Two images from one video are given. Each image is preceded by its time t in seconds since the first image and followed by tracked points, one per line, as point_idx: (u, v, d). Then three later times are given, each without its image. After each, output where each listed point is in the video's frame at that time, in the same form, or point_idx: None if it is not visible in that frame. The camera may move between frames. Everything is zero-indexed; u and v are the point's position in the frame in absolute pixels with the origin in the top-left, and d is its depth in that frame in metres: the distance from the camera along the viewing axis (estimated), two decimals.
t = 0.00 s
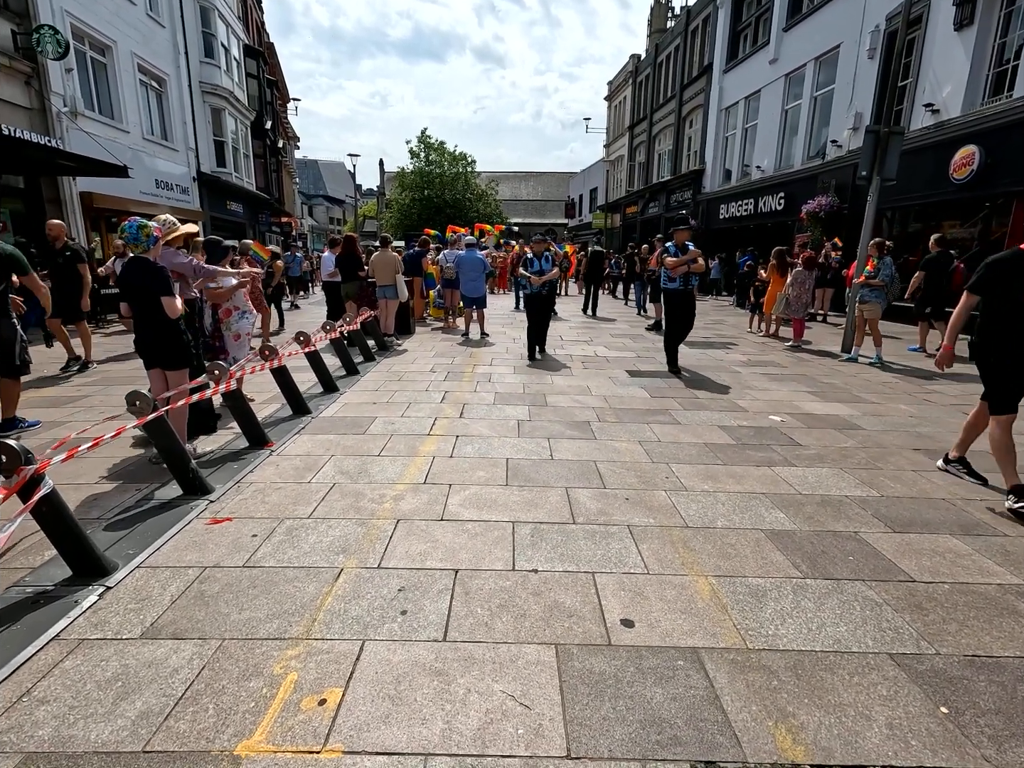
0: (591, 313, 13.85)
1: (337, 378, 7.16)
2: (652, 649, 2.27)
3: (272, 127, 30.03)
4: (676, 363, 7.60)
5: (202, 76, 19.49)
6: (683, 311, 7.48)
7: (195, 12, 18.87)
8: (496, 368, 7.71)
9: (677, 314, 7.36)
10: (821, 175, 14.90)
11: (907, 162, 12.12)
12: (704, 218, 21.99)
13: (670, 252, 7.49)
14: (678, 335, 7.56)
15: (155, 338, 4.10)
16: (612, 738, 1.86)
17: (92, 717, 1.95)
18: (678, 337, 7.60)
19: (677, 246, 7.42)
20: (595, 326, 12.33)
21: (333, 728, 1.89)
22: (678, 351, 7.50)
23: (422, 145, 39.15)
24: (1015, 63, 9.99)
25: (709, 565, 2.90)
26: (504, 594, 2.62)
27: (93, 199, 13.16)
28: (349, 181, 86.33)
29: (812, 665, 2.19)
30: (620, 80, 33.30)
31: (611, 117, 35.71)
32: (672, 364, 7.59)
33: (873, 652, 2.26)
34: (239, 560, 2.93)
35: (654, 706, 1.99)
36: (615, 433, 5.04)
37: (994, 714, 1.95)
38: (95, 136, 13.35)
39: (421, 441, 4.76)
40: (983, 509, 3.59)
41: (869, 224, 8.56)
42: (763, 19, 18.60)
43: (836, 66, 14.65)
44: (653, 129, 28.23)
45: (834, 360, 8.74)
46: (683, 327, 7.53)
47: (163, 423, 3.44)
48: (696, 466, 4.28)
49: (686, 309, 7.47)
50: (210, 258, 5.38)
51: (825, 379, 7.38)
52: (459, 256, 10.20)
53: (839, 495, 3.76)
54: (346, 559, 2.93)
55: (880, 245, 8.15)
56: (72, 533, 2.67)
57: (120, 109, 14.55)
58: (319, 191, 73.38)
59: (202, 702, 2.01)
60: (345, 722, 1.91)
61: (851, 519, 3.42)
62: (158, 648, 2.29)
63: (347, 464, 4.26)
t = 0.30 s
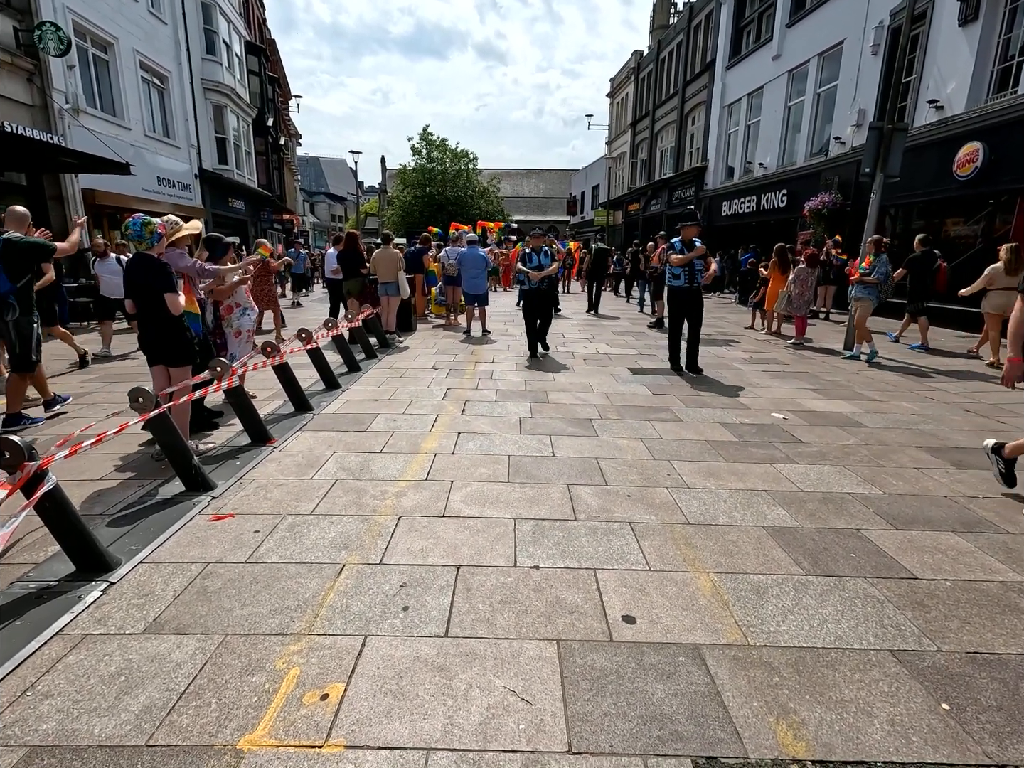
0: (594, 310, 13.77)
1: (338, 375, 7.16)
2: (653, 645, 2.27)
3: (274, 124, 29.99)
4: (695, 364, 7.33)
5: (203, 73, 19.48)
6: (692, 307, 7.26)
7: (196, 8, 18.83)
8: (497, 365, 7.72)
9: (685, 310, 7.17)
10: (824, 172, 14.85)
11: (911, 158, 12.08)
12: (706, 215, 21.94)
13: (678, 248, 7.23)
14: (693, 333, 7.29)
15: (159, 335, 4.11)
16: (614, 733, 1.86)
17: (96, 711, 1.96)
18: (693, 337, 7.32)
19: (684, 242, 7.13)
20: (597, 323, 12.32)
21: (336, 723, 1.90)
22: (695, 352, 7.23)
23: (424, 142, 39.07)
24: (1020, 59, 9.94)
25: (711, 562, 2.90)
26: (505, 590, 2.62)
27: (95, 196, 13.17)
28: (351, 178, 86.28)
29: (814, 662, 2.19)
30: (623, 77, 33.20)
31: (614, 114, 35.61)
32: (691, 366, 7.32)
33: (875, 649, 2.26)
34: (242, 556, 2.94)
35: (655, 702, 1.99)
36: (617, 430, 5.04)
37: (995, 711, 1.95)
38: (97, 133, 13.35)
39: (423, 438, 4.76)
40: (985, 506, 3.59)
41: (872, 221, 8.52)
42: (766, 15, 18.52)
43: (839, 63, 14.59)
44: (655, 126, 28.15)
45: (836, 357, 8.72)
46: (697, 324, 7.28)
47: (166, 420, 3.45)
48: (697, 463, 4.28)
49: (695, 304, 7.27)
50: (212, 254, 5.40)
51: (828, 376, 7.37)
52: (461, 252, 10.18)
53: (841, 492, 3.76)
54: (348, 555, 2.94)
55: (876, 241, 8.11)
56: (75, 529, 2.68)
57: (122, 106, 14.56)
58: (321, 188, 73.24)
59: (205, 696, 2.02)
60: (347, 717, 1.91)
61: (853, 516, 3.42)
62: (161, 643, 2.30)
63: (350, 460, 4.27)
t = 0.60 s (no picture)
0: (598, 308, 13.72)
1: (341, 371, 7.17)
2: (657, 642, 2.27)
3: (276, 121, 29.96)
4: (703, 370, 6.94)
5: (205, 70, 19.46)
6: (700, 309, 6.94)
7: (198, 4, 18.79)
8: (500, 362, 7.72)
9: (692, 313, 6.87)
10: (827, 169, 14.79)
11: (914, 155, 12.04)
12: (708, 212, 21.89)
13: (688, 246, 6.87)
14: (700, 338, 6.96)
15: (162, 331, 4.11)
16: (617, 729, 1.86)
17: (101, 706, 1.96)
18: (700, 341, 6.99)
19: (695, 241, 6.77)
20: (600, 321, 12.29)
21: (339, 718, 1.90)
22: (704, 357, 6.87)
23: (426, 139, 38.96)
24: None
25: (714, 559, 2.90)
26: (509, 586, 2.63)
27: (98, 193, 13.17)
28: (353, 176, 86.22)
29: (818, 659, 2.19)
30: (625, 73, 33.07)
31: (616, 110, 35.49)
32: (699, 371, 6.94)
33: (879, 646, 2.26)
34: (245, 552, 2.94)
35: (659, 698, 1.99)
36: (619, 427, 5.03)
37: (999, 708, 1.95)
38: (99, 130, 13.34)
39: (425, 434, 4.76)
40: (989, 504, 3.58)
41: (876, 218, 8.47)
42: (770, 11, 18.42)
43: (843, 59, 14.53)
44: (658, 123, 28.06)
45: (840, 355, 8.70)
46: (704, 327, 6.96)
47: (169, 416, 3.45)
48: (701, 460, 4.28)
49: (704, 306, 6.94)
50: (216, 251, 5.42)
51: (831, 373, 7.35)
52: (463, 249, 10.17)
53: (844, 490, 3.75)
54: (351, 552, 2.93)
55: (877, 237, 8.07)
56: (80, 524, 2.69)
57: (124, 103, 14.55)
58: (323, 186, 73.11)
59: (209, 691, 2.02)
60: (351, 712, 1.92)
61: (856, 513, 3.42)
62: (166, 637, 2.31)
63: (352, 457, 4.27)
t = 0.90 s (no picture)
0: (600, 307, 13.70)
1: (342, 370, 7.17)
2: (658, 640, 2.27)
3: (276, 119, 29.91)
4: (704, 371, 6.82)
5: (206, 68, 19.44)
6: (711, 310, 6.64)
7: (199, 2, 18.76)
8: (501, 360, 7.72)
9: (703, 312, 6.56)
10: (829, 166, 14.77)
11: (916, 153, 12.02)
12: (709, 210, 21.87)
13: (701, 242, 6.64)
14: (707, 340, 6.69)
15: (164, 329, 4.11)
16: (619, 727, 1.87)
17: (104, 702, 1.97)
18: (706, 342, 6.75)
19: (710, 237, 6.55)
20: (601, 319, 12.30)
21: (342, 715, 1.91)
22: (708, 357, 6.72)
23: (427, 137, 38.90)
24: None
25: (715, 557, 2.90)
26: (511, 585, 2.63)
27: (99, 191, 13.17)
28: (354, 174, 86.15)
29: (819, 657, 2.20)
30: (627, 70, 33.00)
31: (618, 107, 35.41)
32: (700, 372, 6.82)
33: (881, 644, 2.26)
34: (247, 550, 2.95)
35: (660, 696, 2.00)
36: (620, 425, 5.03)
37: (1002, 706, 1.95)
38: (100, 128, 13.34)
39: (426, 433, 4.76)
40: (991, 502, 3.58)
41: (879, 216, 8.45)
42: (772, 8, 18.36)
43: (845, 56, 14.49)
44: (659, 120, 28.01)
45: (841, 353, 8.70)
46: (712, 329, 6.68)
47: (171, 414, 3.46)
48: (702, 458, 4.28)
49: (715, 306, 6.66)
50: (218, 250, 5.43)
51: (833, 372, 7.35)
52: (465, 247, 10.16)
53: (845, 488, 3.75)
54: (353, 550, 2.94)
55: (878, 234, 8.04)
56: (82, 522, 2.69)
57: (125, 101, 14.54)
58: (324, 183, 73.01)
59: (212, 689, 2.03)
60: (353, 709, 1.92)
61: (858, 511, 3.42)
62: (169, 635, 2.31)
63: (354, 455, 4.28)
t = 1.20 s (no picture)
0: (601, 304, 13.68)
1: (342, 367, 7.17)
2: (657, 637, 2.27)
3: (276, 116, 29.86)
4: (707, 372, 6.53)
5: (205, 64, 19.40)
6: (718, 311, 6.31)
7: None
8: (500, 358, 7.72)
9: (709, 313, 6.19)
10: (830, 163, 14.74)
11: (918, 150, 11.99)
12: (710, 207, 21.84)
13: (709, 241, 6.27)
14: (709, 340, 6.43)
15: (163, 327, 4.10)
16: (618, 724, 1.87)
17: (104, 700, 1.97)
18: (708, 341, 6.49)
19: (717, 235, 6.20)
20: (601, 316, 12.31)
21: (342, 712, 1.91)
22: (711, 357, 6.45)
23: (427, 134, 38.83)
24: None
25: (715, 554, 2.90)
26: (510, 582, 2.63)
27: (98, 188, 13.15)
28: (354, 171, 86.01)
29: (818, 654, 2.20)
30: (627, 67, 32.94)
31: (618, 104, 35.33)
32: (704, 373, 6.52)
33: (880, 641, 2.26)
34: (247, 547, 2.95)
35: (660, 693, 2.00)
36: (620, 423, 5.03)
37: (1000, 703, 1.95)
38: (99, 125, 13.32)
39: (426, 430, 4.76)
40: (991, 500, 3.58)
41: (880, 213, 8.43)
42: (773, 4, 18.30)
43: (846, 52, 14.44)
44: (660, 117, 27.96)
45: (841, 351, 8.70)
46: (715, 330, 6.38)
47: (171, 411, 3.46)
48: (702, 456, 4.28)
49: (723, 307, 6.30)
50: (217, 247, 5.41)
51: (833, 369, 7.34)
52: (465, 244, 10.15)
53: (846, 485, 3.75)
54: (353, 547, 2.94)
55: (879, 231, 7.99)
56: (82, 519, 2.69)
57: (124, 98, 14.50)
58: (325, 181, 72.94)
59: (212, 685, 2.03)
60: (353, 707, 1.93)
61: (858, 508, 3.42)
62: (169, 632, 2.31)
63: (353, 452, 4.28)
